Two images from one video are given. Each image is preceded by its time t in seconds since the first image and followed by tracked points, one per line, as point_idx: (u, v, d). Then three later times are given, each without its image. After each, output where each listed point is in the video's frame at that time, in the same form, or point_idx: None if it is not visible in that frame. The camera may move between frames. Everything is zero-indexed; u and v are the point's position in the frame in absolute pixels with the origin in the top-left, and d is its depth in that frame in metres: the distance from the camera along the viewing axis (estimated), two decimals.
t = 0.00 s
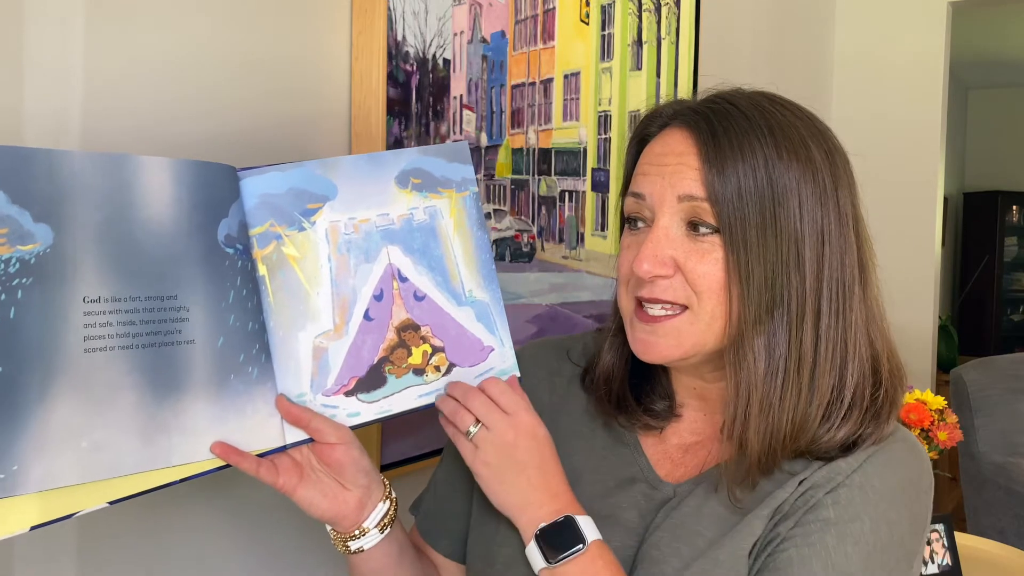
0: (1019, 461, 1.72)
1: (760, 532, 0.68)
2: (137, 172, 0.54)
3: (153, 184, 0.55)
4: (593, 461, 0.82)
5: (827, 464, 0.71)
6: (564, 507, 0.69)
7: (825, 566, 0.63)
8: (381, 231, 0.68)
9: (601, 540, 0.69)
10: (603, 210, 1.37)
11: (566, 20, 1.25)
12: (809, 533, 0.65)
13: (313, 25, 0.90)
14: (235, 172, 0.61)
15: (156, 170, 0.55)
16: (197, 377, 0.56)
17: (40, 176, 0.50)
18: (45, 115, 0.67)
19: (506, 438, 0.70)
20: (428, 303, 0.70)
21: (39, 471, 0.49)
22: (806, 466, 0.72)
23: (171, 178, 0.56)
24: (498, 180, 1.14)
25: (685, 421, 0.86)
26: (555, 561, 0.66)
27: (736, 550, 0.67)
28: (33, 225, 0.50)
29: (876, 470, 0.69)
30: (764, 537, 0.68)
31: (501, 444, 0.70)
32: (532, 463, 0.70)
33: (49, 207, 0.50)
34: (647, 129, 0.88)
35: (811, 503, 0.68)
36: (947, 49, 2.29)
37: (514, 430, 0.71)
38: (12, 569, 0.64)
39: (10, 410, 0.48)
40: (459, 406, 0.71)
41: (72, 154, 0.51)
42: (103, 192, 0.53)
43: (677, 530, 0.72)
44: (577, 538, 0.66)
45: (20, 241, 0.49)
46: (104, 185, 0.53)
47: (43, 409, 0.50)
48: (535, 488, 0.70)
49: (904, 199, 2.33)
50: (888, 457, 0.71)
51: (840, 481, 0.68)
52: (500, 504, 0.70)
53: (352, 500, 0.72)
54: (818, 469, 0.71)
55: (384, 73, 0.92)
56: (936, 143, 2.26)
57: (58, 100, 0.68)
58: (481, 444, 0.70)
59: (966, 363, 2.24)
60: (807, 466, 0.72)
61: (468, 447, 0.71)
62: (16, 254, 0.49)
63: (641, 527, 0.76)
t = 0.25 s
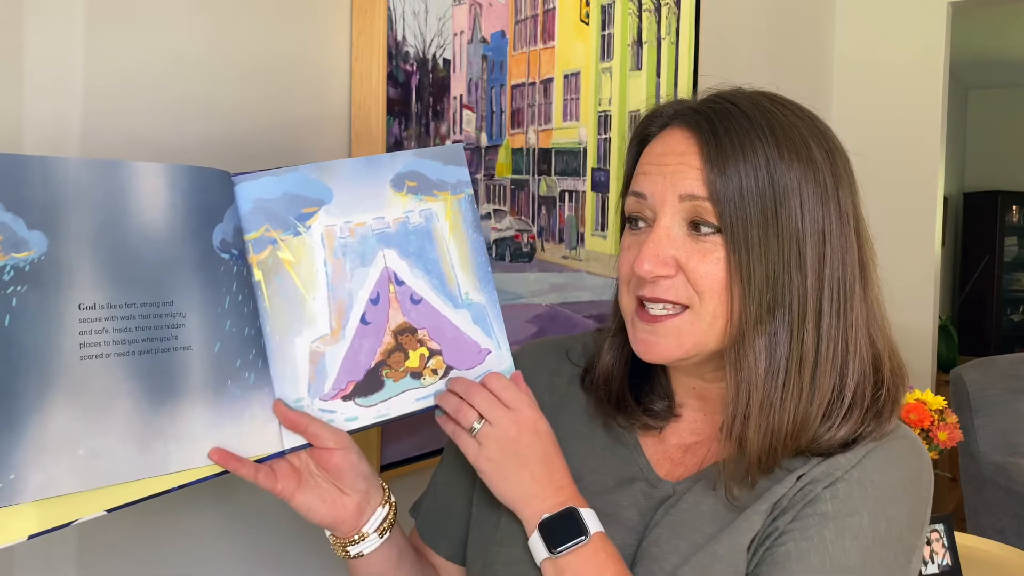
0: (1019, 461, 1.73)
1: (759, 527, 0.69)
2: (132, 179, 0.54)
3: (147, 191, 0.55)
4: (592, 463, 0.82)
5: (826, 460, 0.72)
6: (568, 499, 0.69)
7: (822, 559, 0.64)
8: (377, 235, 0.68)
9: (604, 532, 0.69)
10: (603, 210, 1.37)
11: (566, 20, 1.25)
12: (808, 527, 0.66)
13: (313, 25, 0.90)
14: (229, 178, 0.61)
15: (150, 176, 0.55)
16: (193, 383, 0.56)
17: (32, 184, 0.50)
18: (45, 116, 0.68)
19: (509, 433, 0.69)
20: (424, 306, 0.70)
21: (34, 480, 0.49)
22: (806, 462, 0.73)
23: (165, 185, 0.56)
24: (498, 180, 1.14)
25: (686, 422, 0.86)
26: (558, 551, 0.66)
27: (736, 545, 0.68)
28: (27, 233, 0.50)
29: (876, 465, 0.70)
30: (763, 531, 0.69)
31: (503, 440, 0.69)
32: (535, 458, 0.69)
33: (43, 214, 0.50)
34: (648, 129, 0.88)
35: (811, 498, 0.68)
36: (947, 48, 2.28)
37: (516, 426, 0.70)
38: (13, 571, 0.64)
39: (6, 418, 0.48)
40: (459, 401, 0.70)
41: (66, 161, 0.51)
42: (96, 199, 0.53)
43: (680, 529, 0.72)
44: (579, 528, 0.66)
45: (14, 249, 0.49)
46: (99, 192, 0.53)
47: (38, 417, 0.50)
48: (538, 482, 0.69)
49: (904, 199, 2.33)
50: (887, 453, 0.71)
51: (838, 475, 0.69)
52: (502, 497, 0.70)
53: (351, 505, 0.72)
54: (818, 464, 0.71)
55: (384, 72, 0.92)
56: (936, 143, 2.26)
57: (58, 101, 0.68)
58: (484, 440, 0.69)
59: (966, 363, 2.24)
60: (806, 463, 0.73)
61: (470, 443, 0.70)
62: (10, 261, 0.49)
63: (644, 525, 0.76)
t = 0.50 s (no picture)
0: (1019, 461, 1.72)
1: (759, 523, 0.69)
2: (133, 169, 0.54)
3: (148, 181, 0.55)
4: (592, 461, 0.82)
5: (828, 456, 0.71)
6: (569, 493, 0.69)
7: (821, 556, 0.64)
8: (379, 230, 0.68)
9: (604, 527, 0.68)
10: (603, 210, 1.37)
11: (566, 20, 1.26)
12: (807, 523, 0.66)
13: (313, 25, 0.90)
14: (231, 170, 0.61)
15: (151, 166, 0.55)
16: (192, 375, 0.56)
17: (32, 173, 0.50)
18: (44, 115, 0.68)
19: (512, 428, 0.69)
20: (426, 302, 0.70)
21: (32, 470, 0.49)
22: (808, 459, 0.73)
23: (166, 175, 0.56)
24: (498, 180, 1.14)
25: (688, 419, 0.86)
26: (558, 544, 0.66)
27: (736, 540, 0.68)
28: (27, 222, 0.50)
29: (877, 461, 0.69)
30: (763, 527, 0.69)
31: (506, 435, 0.69)
32: (537, 452, 0.69)
33: (42, 204, 0.50)
34: (652, 127, 0.88)
35: (812, 494, 0.68)
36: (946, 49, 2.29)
37: (519, 420, 0.70)
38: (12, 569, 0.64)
39: (4, 409, 0.48)
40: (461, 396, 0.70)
41: (67, 150, 0.51)
42: (97, 189, 0.53)
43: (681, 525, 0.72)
44: (579, 522, 0.66)
45: (13, 239, 0.49)
46: (99, 182, 0.53)
47: (36, 407, 0.50)
48: (541, 476, 0.69)
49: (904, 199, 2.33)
50: (890, 450, 0.71)
51: (839, 472, 0.69)
52: (504, 491, 0.70)
53: (349, 500, 0.72)
54: (819, 461, 0.71)
55: (384, 73, 0.92)
56: (935, 144, 2.26)
57: (59, 100, 0.68)
58: (486, 435, 0.69)
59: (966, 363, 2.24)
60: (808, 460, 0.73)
61: (473, 438, 0.70)
62: (9, 251, 0.49)
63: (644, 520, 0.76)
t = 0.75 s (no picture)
0: (1019, 461, 1.72)
1: (762, 524, 0.69)
2: (138, 167, 0.54)
3: (154, 179, 0.55)
4: (592, 462, 0.82)
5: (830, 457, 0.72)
6: (573, 493, 0.69)
7: (823, 556, 0.64)
8: (385, 231, 0.68)
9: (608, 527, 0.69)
10: (603, 211, 1.37)
11: (566, 20, 1.25)
12: (809, 524, 0.66)
13: (313, 24, 0.90)
14: (238, 170, 0.61)
15: (157, 165, 0.55)
16: (195, 375, 0.56)
17: (38, 170, 0.50)
18: (44, 115, 0.68)
19: (517, 427, 0.68)
20: (430, 304, 0.70)
21: (34, 466, 0.49)
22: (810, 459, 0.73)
23: (173, 174, 0.56)
24: (498, 180, 1.14)
25: (689, 420, 0.86)
26: (564, 542, 0.66)
27: (738, 541, 0.68)
28: (32, 219, 0.50)
29: (878, 462, 0.69)
30: (765, 528, 0.69)
31: (512, 434, 0.68)
32: (543, 451, 0.69)
33: (47, 201, 0.50)
34: (654, 126, 0.88)
35: (815, 495, 0.68)
36: (946, 49, 2.29)
37: (524, 420, 0.69)
38: (12, 569, 0.64)
39: (7, 406, 0.48)
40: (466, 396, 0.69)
41: (74, 148, 0.51)
42: (103, 187, 0.53)
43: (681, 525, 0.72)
44: (584, 521, 0.67)
45: (18, 235, 0.49)
46: (105, 180, 0.53)
47: (40, 404, 0.50)
48: (546, 475, 0.69)
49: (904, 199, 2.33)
50: (891, 450, 0.71)
51: (841, 473, 0.69)
52: (508, 490, 0.70)
53: (350, 503, 0.72)
54: (821, 462, 0.71)
55: (384, 73, 0.92)
56: (935, 144, 2.26)
57: (58, 99, 0.68)
58: (491, 434, 0.69)
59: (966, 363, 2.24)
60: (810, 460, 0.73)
61: (477, 437, 0.70)
62: (14, 248, 0.49)
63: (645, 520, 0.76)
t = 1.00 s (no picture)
0: (1019, 461, 1.72)
1: (765, 526, 0.68)
2: (139, 172, 0.54)
3: (155, 184, 0.55)
4: (593, 463, 0.82)
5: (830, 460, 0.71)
6: (577, 494, 0.69)
7: (826, 558, 0.64)
8: (386, 234, 0.68)
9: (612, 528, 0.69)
10: (603, 210, 1.37)
11: (566, 20, 1.25)
12: (812, 526, 0.66)
13: (313, 25, 0.90)
14: (239, 173, 0.61)
15: (158, 169, 0.55)
16: (196, 379, 0.56)
17: (37, 174, 0.50)
18: (44, 115, 0.67)
19: (522, 428, 0.69)
20: (431, 307, 0.70)
21: (34, 473, 0.49)
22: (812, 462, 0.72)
23: (173, 178, 0.56)
24: (498, 180, 1.14)
25: (690, 421, 0.86)
26: (569, 543, 0.66)
27: (740, 543, 0.68)
28: (33, 225, 0.50)
29: (880, 464, 0.69)
30: (768, 530, 0.69)
31: (516, 435, 0.68)
32: (547, 452, 0.69)
33: (47, 206, 0.50)
34: (652, 128, 0.88)
35: (817, 497, 0.68)
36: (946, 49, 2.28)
37: (529, 420, 0.69)
38: (12, 570, 0.64)
39: (7, 412, 0.48)
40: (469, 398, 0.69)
41: (74, 153, 0.51)
42: (103, 191, 0.53)
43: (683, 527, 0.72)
44: (590, 523, 0.67)
45: (19, 240, 0.49)
46: (105, 184, 0.53)
47: (40, 410, 0.50)
48: (550, 476, 0.69)
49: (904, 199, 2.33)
50: (892, 451, 0.71)
51: (843, 475, 0.69)
52: (512, 491, 0.70)
53: (351, 506, 0.72)
54: (823, 464, 0.71)
55: (384, 73, 0.92)
56: (935, 144, 2.26)
57: (58, 100, 0.68)
58: (495, 435, 0.69)
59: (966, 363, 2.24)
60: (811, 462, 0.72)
61: (482, 439, 0.70)
62: (14, 253, 0.49)
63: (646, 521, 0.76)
